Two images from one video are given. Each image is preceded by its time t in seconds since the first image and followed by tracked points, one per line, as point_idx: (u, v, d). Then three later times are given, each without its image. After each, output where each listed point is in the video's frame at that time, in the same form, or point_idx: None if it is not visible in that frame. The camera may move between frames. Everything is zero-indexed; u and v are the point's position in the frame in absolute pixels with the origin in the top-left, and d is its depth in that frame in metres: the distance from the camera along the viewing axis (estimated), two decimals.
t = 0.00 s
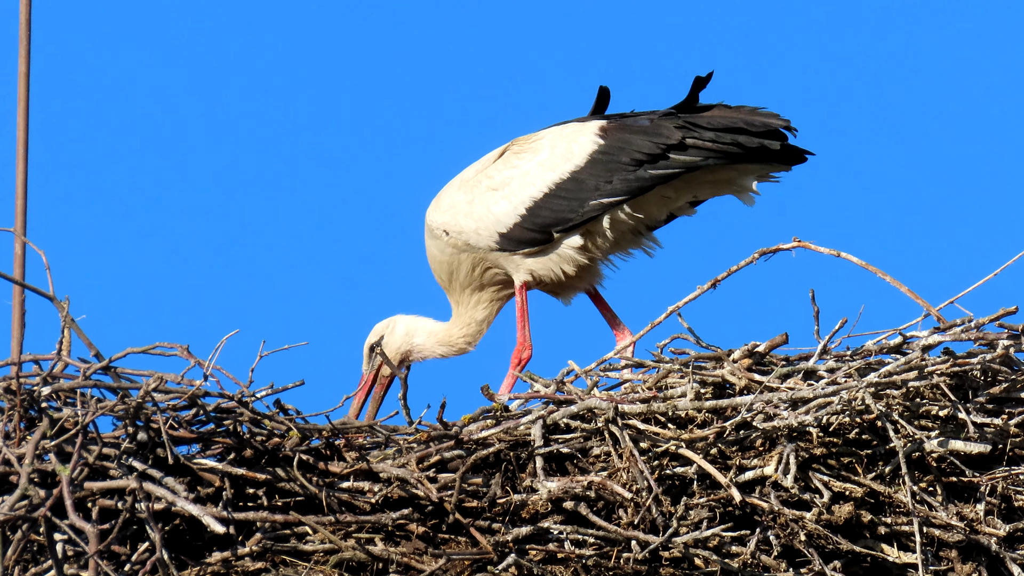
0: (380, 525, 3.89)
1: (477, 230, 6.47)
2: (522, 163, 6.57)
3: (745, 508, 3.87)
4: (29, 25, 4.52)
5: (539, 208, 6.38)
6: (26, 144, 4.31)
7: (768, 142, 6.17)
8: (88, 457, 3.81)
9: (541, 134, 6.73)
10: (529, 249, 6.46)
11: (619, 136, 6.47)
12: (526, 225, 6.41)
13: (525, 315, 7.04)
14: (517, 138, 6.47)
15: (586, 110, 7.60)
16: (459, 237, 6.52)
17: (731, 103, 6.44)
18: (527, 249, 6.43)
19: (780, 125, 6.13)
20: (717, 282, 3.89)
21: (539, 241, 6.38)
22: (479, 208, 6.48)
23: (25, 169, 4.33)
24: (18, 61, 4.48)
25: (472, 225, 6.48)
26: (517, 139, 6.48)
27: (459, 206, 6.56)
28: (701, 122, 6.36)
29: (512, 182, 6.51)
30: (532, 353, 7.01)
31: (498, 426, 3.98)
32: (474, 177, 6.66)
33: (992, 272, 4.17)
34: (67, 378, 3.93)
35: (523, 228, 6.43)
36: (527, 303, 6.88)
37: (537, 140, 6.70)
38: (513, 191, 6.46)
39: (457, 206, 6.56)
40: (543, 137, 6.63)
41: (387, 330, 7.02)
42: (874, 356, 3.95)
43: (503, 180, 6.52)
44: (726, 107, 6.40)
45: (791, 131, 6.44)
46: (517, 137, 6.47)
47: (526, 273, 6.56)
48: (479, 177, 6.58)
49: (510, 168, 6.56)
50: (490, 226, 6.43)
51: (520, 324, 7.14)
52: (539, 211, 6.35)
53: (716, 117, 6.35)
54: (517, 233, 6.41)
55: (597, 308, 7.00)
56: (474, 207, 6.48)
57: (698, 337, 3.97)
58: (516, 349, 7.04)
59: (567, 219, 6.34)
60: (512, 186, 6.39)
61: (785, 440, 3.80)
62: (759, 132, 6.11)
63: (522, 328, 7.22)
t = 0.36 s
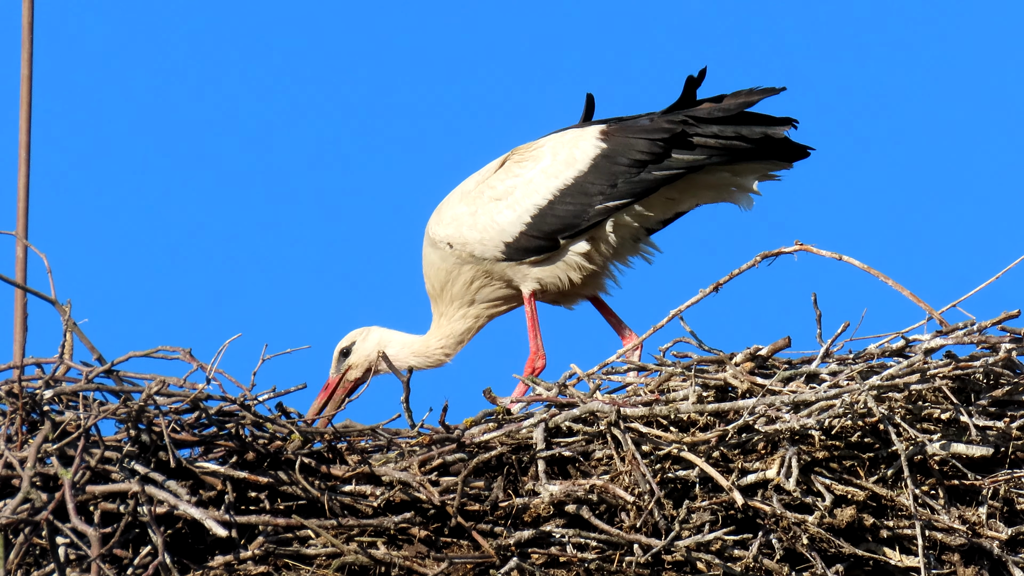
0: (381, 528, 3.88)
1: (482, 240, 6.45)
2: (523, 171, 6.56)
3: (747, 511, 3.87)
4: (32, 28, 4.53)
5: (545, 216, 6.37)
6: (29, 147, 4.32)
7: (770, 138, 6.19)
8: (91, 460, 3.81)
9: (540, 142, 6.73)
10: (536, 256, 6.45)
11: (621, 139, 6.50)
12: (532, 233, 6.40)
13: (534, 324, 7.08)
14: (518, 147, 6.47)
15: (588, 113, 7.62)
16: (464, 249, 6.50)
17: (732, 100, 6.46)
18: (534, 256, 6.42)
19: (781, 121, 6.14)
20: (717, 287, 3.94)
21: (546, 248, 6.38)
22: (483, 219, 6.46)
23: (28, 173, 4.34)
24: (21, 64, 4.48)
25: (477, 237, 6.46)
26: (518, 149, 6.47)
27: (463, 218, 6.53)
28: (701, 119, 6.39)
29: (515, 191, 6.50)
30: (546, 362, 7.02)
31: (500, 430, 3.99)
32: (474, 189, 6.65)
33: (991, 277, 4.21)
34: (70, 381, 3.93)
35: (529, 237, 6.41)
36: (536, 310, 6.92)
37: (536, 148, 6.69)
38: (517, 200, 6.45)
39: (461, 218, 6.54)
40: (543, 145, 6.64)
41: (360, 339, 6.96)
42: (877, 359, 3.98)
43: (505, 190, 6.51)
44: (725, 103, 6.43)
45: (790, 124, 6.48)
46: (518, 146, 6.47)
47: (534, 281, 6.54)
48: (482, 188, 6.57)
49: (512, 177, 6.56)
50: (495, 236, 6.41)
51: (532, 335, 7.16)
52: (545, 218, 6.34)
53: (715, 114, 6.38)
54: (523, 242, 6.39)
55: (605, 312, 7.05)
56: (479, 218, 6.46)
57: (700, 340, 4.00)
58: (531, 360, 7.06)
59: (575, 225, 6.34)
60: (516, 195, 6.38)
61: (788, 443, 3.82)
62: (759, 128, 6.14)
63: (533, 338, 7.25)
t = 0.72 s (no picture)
0: (387, 527, 3.90)
1: (483, 231, 6.46)
2: (530, 166, 6.57)
3: (752, 510, 3.88)
4: (37, 27, 4.52)
5: (548, 211, 6.38)
6: (34, 147, 4.32)
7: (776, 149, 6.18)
8: (96, 459, 3.80)
9: (548, 138, 6.75)
10: (536, 252, 6.46)
11: (628, 140, 6.51)
12: (534, 227, 6.40)
13: (532, 318, 7.09)
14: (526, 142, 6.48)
15: (592, 110, 7.62)
16: (464, 237, 6.50)
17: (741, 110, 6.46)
18: (534, 251, 6.43)
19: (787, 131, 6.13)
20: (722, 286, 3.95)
21: (547, 243, 6.38)
22: (486, 210, 6.46)
23: (32, 171, 4.33)
24: (25, 63, 4.48)
25: (478, 227, 6.46)
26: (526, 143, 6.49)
27: (465, 206, 6.55)
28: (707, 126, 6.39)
29: (520, 185, 6.51)
30: (541, 356, 7.03)
31: (505, 428, 3.99)
32: (480, 178, 6.65)
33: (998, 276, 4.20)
34: (75, 380, 3.93)
35: (530, 232, 6.42)
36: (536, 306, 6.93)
37: (545, 143, 6.70)
38: (521, 193, 6.46)
39: (463, 207, 6.55)
40: (551, 142, 6.65)
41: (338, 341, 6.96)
42: (882, 358, 3.98)
43: (510, 182, 6.52)
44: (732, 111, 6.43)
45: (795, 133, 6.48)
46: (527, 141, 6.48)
47: (531, 276, 6.55)
48: (487, 179, 6.58)
49: (518, 171, 6.57)
50: (497, 228, 6.42)
51: (528, 330, 7.17)
52: (548, 214, 6.35)
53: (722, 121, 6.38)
54: (524, 236, 6.40)
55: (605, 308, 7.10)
56: (482, 209, 6.47)
57: (705, 339, 4.00)
58: (526, 354, 7.07)
59: (578, 224, 6.35)
60: (520, 189, 6.39)
61: (793, 442, 3.80)
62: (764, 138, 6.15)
63: (529, 332, 7.26)
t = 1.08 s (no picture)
0: (397, 524, 3.87)
1: (487, 225, 6.49)
2: (535, 160, 6.58)
3: (763, 507, 3.88)
4: (48, 22, 4.53)
5: (551, 206, 6.40)
6: (45, 143, 4.32)
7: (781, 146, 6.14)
8: (106, 456, 3.80)
9: (556, 132, 6.76)
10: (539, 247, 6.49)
11: (633, 137, 6.49)
12: (537, 222, 6.42)
13: (537, 312, 7.12)
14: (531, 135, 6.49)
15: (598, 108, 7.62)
16: (470, 231, 6.55)
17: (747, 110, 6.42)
18: (536, 246, 6.45)
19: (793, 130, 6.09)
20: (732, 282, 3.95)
21: (550, 239, 6.40)
22: (490, 205, 6.49)
23: (43, 167, 4.33)
24: (37, 59, 4.49)
25: (482, 221, 6.49)
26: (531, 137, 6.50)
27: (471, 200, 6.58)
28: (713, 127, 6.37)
29: (525, 179, 6.53)
30: (544, 349, 7.05)
31: (515, 425, 3.98)
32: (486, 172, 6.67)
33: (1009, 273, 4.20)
34: (86, 377, 3.95)
35: (533, 226, 6.44)
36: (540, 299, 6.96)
37: (552, 138, 6.71)
38: (525, 187, 6.48)
39: (469, 200, 6.58)
40: (558, 136, 6.66)
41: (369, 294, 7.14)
42: (892, 355, 3.99)
43: (515, 176, 6.54)
44: (737, 112, 6.43)
45: (799, 139, 6.48)
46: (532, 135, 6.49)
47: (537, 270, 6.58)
48: (492, 173, 6.61)
49: (523, 165, 6.58)
50: (500, 222, 6.45)
51: (531, 324, 7.18)
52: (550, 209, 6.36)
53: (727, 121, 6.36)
54: (527, 230, 6.42)
55: (610, 305, 7.11)
56: (486, 203, 6.50)
57: (716, 335, 4.00)
58: (529, 348, 7.08)
59: (579, 219, 6.36)
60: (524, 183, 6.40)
61: (803, 438, 3.81)
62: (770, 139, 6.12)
63: (534, 327, 7.28)
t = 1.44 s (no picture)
0: (408, 523, 3.88)
1: (496, 221, 6.51)
2: (546, 159, 6.60)
3: (773, 506, 3.88)
4: (59, 22, 4.54)
5: (560, 205, 6.41)
6: (56, 143, 4.33)
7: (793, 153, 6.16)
8: (117, 454, 3.81)
9: (567, 132, 6.78)
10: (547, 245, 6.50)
11: (645, 140, 6.50)
12: (546, 220, 6.44)
13: (545, 310, 7.14)
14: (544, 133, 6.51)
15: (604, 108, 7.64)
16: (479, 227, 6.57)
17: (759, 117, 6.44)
18: (544, 244, 6.47)
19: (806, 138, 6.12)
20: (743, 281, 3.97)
21: (558, 237, 6.42)
22: (500, 201, 6.50)
23: (54, 167, 4.34)
24: (47, 58, 4.50)
25: (491, 217, 6.50)
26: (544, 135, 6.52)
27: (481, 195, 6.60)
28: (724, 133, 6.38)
29: (535, 176, 6.54)
30: (552, 347, 7.06)
31: (526, 424, 4.00)
32: (497, 168, 6.69)
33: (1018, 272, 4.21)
34: (95, 376, 3.95)
35: (542, 224, 6.45)
36: (548, 297, 6.97)
37: (564, 138, 6.74)
38: (535, 184, 6.50)
39: (479, 196, 6.60)
40: (570, 135, 6.68)
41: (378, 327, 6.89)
42: (903, 353, 4.00)
43: (526, 174, 6.55)
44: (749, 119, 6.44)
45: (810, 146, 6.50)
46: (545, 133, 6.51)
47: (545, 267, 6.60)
48: (503, 169, 6.62)
49: (534, 163, 6.60)
50: (510, 219, 6.47)
51: (540, 321, 7.18)
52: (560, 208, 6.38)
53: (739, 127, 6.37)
54: (536, 228, 6.44)
55: (618, 303, 7.14)
56: (496, 199, 6.52)
57: (727, 334, 4.01)
58: (537, 345, 7.08)
59: (589, 218, 6.37)
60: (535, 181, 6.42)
61: (814, 437, 3.82)
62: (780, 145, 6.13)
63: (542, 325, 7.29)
